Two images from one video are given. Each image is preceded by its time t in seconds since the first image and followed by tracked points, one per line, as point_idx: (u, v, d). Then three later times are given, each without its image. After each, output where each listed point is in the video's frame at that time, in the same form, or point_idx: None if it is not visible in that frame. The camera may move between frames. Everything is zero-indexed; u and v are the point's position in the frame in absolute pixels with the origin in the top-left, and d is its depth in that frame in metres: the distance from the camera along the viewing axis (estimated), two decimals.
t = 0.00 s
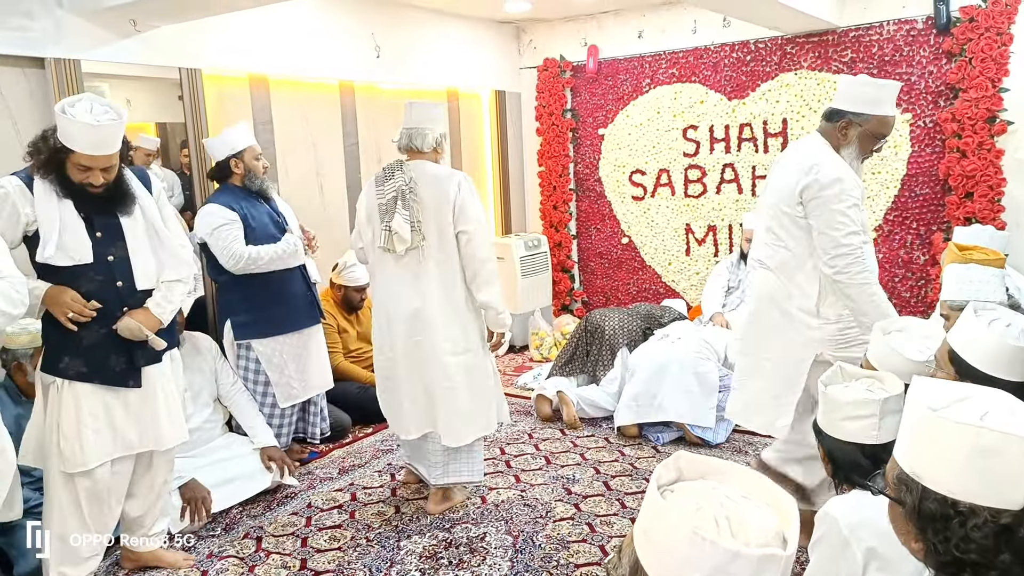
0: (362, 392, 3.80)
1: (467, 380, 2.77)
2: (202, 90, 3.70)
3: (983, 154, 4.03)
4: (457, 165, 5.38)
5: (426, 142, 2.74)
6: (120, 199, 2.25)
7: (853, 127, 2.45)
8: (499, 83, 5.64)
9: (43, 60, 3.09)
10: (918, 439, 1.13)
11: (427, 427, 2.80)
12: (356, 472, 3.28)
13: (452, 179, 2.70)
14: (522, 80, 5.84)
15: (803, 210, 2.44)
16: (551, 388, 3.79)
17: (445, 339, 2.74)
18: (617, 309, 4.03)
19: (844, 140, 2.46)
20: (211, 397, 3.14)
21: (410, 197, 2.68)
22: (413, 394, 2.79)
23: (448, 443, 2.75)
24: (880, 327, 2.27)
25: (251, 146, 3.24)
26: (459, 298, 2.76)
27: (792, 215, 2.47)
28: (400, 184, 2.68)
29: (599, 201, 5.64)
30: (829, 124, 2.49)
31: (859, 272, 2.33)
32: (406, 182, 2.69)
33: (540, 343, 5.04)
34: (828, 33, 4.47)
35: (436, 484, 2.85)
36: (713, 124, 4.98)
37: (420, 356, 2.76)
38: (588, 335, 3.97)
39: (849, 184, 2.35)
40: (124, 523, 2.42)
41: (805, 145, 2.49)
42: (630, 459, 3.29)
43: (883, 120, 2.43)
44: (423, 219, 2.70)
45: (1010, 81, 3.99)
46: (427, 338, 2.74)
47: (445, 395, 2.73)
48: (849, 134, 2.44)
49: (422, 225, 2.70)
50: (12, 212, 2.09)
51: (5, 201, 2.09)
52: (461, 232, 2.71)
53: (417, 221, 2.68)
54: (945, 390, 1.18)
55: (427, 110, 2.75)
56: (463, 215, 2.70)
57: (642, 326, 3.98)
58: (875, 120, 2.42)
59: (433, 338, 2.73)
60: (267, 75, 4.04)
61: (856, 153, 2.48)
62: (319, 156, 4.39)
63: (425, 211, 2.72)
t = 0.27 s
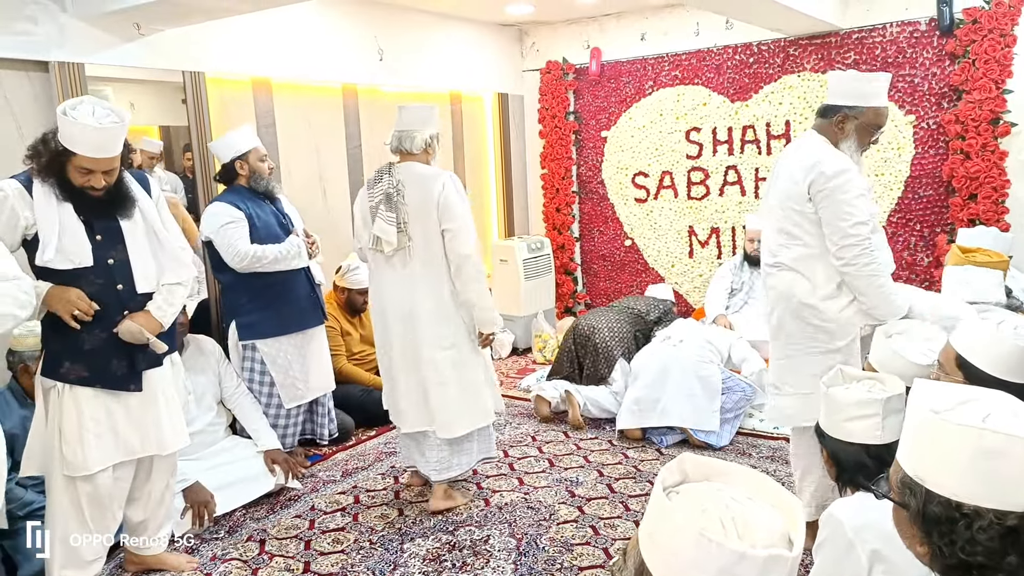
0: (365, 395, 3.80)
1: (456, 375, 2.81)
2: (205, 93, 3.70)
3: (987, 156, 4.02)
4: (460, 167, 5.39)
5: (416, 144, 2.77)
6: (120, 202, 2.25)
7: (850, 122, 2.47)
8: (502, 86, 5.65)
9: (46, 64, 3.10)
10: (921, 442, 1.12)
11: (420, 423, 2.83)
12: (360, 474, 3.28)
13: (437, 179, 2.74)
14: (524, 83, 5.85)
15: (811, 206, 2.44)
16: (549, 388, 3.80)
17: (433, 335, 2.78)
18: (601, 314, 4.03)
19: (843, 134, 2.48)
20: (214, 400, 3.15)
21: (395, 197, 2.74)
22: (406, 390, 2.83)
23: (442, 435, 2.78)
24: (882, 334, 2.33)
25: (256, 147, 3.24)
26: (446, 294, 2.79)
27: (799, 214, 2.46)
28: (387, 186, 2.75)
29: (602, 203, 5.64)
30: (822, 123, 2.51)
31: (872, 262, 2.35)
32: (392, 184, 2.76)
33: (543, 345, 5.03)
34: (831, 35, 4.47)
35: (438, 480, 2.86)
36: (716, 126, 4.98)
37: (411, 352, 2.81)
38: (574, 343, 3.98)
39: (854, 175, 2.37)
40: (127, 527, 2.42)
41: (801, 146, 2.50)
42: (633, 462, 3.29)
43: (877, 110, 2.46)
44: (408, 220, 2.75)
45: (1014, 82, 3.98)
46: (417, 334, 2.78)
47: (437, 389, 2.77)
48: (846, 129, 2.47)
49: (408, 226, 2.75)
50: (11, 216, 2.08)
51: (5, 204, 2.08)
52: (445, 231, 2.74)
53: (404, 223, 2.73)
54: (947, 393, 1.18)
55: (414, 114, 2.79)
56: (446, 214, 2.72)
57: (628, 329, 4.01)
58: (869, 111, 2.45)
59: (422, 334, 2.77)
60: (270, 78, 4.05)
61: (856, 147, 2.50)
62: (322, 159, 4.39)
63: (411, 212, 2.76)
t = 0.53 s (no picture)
0: (366, 395, 3.80)
1: (439, 369, 2.82)
2: (205, 93, 3.70)
3: (988, 155, 4.02)
4: (460, 168, 5.39)
5: (409, 144, 2.79)
6: (118, 201, 2.25)
7: (841, 119, 2.51)
8: (502, 86, 5.65)
9: (47, 64, 3.10)
10: (923, 440, 1.12)
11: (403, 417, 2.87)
12: (360, 474, 3.27)
13: (426, 176, 2.75)
14: (525, 83, 5.84)
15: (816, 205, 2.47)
16: (547, 393, 3.82)
17: (417, 330, 2.80)
18: (580, 326, 3.89)
19: (836, 133, 2.51)
20: (215, 400, 3.15)
21: (385, 193, 2.77)
22: (388, 382, 2.88)
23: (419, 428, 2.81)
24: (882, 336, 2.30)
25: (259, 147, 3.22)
26: (432, 290, 2.80)
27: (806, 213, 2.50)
28: (377, 183, 2.78)
29: (603, 203, 5.63)
30: (815, 125, 2.55)
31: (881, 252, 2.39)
32: (382, 181, 2.78)
33: (543, 346, 5.03)
34: (831, 34, 4.46)
35: (433, 474, 2.85)
36: (717, 126, 4.98)
37: (398, 346, 2.84)
38: (559, 362, 3.88)
39: (855, 169, 2.40)
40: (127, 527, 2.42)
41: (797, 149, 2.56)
42: (634, 462, 3.29)
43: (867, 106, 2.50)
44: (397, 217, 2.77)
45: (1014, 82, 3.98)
46: (403, 329, 2.81)
47: (418, 383, 2.80)
48: (839, 126, 2.50)
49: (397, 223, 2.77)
50: (11, 217, 2.09)
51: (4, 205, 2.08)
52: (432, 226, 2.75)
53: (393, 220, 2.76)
54: (950, 391, 1.18)
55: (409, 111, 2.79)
56: (433, 210, 2.74)
57: (611, 335, 3.85)
58: (860, 107, 2.49)
59: (407, 329, 2.80)
60: (271, 79, 4.05)
61: (850, 143, 2.53)
62: (323, 159, 4.40)
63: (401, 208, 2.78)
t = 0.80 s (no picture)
0: (366, 397, 3.80)
1: (430, 370, 2.81)
2: (206, 95, 3.71)
3: (988, 156, 4.02)
4: (461, 169, 5.39)
5: (407, 146, 2.79)
6: (120, 200, 2.24)
7: (844, 124, 2.59)
8: (503, 88, 5.65)
9: (47, 66, 3.10)
10: (924, 444, 1.12)
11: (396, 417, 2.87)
12: (360, 476, 3.27)
13: (422, 178, 2.75)
14: (525, 85, 5.85)
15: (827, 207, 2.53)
16: (545, 396, 3.83)
17: (412, 331, 2.80)
18: (569, 341, 3.79)
19: (841, 137, 2.59)
20: (216, 402, 3.15)
21: (382, 194, 2.77)
22: (381, 381, 2.89)
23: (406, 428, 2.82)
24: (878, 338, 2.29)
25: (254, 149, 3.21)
26: (428, 291, 2.79)
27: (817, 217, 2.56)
28: (373, 184, 2.80)
29: (603, 205, 5.64)
30: (817, 134, 2.62)
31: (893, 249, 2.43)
32: (379, 183, 2.79)
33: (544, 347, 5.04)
34: (831, 36, 4.47)
35: (427, 475, 2.85)
36: (717, 128, 4.98)
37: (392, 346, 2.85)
38: (556, 380, 3.84)
39: (860, 169, 2.47)
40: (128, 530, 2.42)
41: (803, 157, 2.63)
42: (634, 463, 3.29)
43: (869, 107, 2.59)
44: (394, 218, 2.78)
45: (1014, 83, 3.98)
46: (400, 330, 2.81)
47: (410, 383, 2.80)
48: (843, 130, 2.58)
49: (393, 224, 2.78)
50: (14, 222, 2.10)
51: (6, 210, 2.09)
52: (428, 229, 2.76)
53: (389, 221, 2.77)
54: (951, 394, 1.18)
55: (409, 114, 2.80)
56: (428, 212, 2.74)
57: (602, 344, 3.75)
58: (859, 109, 2.58)
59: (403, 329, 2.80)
60: (271, 80, 4.06)
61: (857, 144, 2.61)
62: (324, 161, 4.40)
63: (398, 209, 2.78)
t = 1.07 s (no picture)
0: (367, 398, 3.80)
1: (427, 371, 2.81)
2: (206, 96, 3.71)
3: (989, 157, 4.02)
4: (461, 170, 5.39)
5: (406, 148, 2.80)
6: (122, 197, 2.24)
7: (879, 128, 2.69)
8: (503, 89, 5.66)
9: (48, 68, 3.11)
10: (925, 445, 1.12)
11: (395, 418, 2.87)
12: (361, 478, 3.27)
13: (423, 179, 2.75)
14: (525, 86, 5.85)
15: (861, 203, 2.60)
16: (543, 397, 3.84)
17: (411, 332, 2.79)
18: (563, 352, 3.77)
19: (873, 139, 2.70)
20: (217, 404, 3.15)
21: (382, 195, 2.77)
22: (379, 381, 2.89)
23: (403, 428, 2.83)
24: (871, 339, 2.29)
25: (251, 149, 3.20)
26: (429, 292, 2.79)
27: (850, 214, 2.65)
28: (373, 185, 2.79)
29: (603, 206, 5.64)
30: (848, 133, 2.75)
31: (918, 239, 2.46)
32: (379, 184, 2.79)
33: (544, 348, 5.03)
34: (831, 37, 4.47)
35: (426, 477, 2.86)
36: (717, 129, 4.98)
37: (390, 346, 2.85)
38: (552, 389, 3.82)
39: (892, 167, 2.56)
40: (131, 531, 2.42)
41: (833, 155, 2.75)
42: (635, 464, 3.29)
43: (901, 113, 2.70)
44: (394, 219, 2.78)
45: (1014, 84, 3.98)
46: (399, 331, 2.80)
47: (408, 384, 2.80)
48: (877, 134, 2.69)
49: (393, 225, 2.78)
50: (19, 224, 2.10)
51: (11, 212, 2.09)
52: (430, 229, 2.77)
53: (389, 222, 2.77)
54: (951, 394, 1.18)
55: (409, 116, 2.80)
56: (429, 213, 2.74)
57: (596, 351, 3.75)
58: (892, 113, 2.69)
59: (403, 331, 2.80)
60: (271, 82, 4.06)
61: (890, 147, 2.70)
62: (325, 162, 4.40)
63: (397, 210, 2.78)
